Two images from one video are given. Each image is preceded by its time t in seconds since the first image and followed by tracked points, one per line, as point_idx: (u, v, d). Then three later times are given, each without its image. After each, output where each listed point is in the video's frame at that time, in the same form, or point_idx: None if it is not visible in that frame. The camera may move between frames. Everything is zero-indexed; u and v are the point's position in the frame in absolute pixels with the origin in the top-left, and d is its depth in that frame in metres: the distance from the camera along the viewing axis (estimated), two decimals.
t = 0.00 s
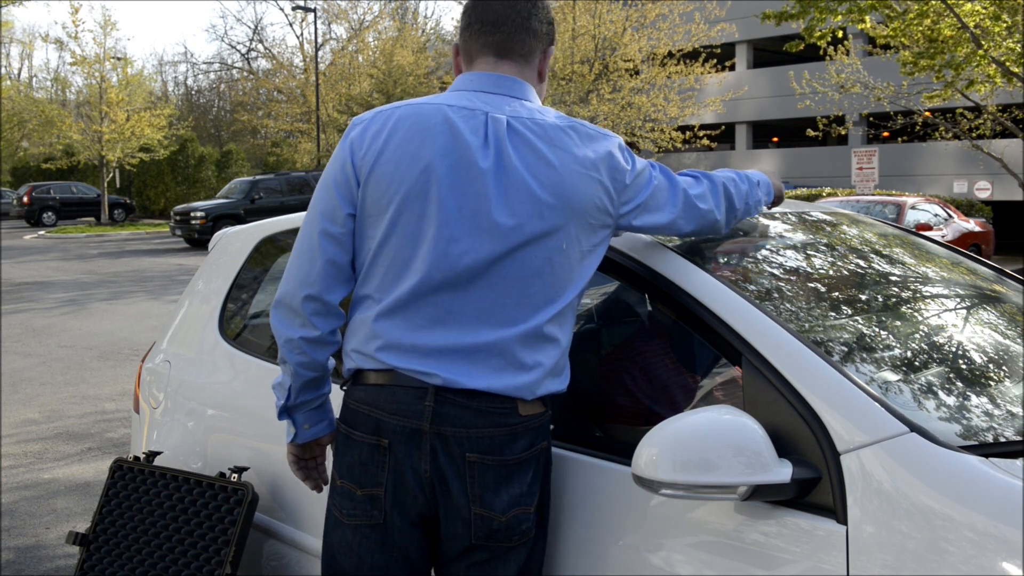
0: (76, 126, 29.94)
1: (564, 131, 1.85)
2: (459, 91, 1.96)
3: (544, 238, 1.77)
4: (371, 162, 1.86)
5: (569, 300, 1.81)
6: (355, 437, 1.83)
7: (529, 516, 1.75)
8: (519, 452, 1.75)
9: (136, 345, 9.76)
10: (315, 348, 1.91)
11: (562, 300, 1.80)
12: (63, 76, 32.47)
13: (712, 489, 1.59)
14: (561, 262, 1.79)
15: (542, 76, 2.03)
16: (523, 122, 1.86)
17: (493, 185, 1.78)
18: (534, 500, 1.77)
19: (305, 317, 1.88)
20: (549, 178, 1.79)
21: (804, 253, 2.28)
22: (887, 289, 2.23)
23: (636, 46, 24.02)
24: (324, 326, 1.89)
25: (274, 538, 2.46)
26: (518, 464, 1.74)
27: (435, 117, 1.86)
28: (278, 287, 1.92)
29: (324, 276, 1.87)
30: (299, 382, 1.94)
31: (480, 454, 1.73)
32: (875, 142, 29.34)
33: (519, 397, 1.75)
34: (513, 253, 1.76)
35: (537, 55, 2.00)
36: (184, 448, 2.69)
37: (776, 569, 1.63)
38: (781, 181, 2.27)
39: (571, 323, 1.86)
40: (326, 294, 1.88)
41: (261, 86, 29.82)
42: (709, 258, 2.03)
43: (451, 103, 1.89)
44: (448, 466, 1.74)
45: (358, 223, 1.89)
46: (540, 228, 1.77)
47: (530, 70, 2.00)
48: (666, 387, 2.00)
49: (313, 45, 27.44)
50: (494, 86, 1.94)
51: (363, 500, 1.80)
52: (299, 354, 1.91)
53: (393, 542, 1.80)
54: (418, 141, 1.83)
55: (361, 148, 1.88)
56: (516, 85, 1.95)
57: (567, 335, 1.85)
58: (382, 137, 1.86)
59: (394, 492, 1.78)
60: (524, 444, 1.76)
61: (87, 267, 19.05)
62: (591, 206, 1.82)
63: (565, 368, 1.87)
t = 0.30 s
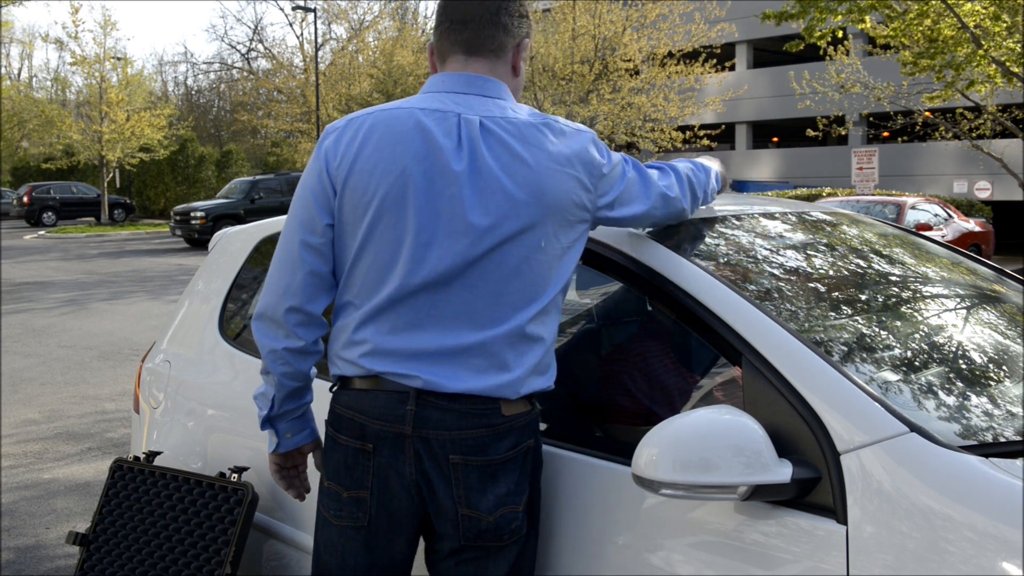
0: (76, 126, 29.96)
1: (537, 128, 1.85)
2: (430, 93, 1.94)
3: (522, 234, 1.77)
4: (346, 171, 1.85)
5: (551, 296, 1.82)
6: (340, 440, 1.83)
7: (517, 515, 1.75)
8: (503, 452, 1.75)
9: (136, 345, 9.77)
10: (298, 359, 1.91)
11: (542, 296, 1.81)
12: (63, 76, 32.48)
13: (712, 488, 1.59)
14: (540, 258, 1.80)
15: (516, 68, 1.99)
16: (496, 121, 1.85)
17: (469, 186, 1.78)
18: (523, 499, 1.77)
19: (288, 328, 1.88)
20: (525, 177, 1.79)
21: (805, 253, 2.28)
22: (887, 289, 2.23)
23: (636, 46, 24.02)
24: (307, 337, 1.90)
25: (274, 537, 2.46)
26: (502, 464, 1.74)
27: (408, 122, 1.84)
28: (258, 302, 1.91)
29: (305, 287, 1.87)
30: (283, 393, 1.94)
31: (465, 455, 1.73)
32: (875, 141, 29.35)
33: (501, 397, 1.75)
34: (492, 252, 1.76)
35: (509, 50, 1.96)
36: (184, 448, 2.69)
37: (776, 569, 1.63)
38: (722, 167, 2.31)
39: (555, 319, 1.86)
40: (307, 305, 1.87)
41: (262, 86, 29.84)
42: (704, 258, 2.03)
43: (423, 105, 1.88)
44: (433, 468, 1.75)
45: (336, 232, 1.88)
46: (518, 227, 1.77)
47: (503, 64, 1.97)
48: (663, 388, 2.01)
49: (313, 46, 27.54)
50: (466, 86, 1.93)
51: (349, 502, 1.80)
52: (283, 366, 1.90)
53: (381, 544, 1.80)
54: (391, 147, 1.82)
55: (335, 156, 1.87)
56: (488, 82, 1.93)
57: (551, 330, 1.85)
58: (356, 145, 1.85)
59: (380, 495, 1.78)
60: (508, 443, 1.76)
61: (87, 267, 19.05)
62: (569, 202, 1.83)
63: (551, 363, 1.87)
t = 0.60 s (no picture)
0: (76, 126, 29.97)
1: (477, 133, 1.83)
2: (372, 100, 1.93)
3: (463, 240, 1.76)
4: (289, 184, 1.85)
5: (499, 299, 1.81)
6: (303, 446, 1.85)
7: (480, 510, 1.73)
8: (461, 448, 1.74)
9: (135, 345, 9.76)
10: (255, 369, 1.90)
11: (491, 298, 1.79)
12: (63, 76, 32.49)
13: (711, 489, 1.59)
14: (484, 262, 1.78)
15: (463, 67, 1.96)
16: (436, 127, 1.84)
17: (408, 195, 1.77)
18: (487, 495, 1.75)
19: (243, 340, 1.88)
20: (465, 182, 1.78)
21: (804, 253, 2.28)
22: (888, 289, 2.23)
23: (636, 46, 24.02)
24: (264, 348, 1.89)
25: (272, 538, 2.46)
26: (459, 461, 1.74)
27: (348, 132, 1.84)
28: (214, 315, 1.91)
29: (258, 299, 1.87)
30: (244, 403, 1.94)
31: (421, 455, 1.73)
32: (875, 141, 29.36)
33: (455, 397, 1.75)
34: (434, 258, 1.75)
35: (453, 51, 1.93)
36: (184, 449, 2.69)
37: (775, 569, 1.63)
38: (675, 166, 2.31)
39: (509, 321, 1.85)
40: (261, 317, 1.87)
41: (262, 86, 29.87)
42: (704, 257, 2.03)
43: (363, 114, 1.88)
44: (391, 470, 1.75)
45: (285, 245, 1.88)
46: (459, 232, 1.75)
47: (448, 66, 1.94)
48: (657, 391, 2.00)
49: (314, 47, 27.62)
50: (409, 92, 1.91)
51: (313, 505, 1.82)
52: (241, 375, 1.90)
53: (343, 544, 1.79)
54: (332, 158, 1.82)
55: (279, 171, 1.88)
56: (430, 86, 1.91)
57: (506, 330, 1.85)
58: (297, 158, 1.85)
59: (340, 498, 1.79)
60: (465, 441, 1.75)
61: (87, 267, 19.05)
62: (512, 205, 1.82)
63: (510, 362, 1.86)
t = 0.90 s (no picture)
0: (76, 126, 29.99)
1: (389, 136, 1.82)
2: (294, 108, 1.95)
3: (375, 246, 1.76)
4: (210, 197, 1.90)
5: (422, 300, 1.80)
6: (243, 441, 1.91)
7: (410, 512, 1.73)
8: (392, 451, 1.75)
9: (135, 345, 9.77)
10: (192, 373, 1.97)
11: (408, 301, 1.78)
12: (63, 76, 32.49)
13: (711, 488, 1.59)
14: (402, 265, 1.77)
15: (384, 69, 1.98)
16: (347, 133, 1.84)
17: (320, 206, 1.79)
18: (418, 496, 1.75)
19: (179, 347, 1.95)
20: (376, 188, 1.78)
21: (804, 253, 2.28)
22: (888, 289, 2.23)
23: (636, 46, 24.02)
24: (200, 354, 1.96)
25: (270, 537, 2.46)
26: (389, 462, 1.74)
27: (263, 145, 1.87)
28: (155, 322, 2.00)
29: (190, 307, 1.95)
30: (183, 405, 2.02)
31: (350, 456, 1.75)
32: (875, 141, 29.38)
33: (382, 401, 1.75)
34: (346, 267, 1.76)
35: (373, 52, 1.96)
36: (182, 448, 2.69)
37: (775, 569, 1.63)
38: (640, 167, 2.31)
39: (440, 321, 1.85)
40: (194, 323, 1.95)
41: (263, 86, 29.89)
42: (703, 257, 2.03)
43: (279, 125, 1.90)
44: (322, 471, 1.78)
45: (212, 255, 1.93)
46: (369, 237, 1.76)
47: (368, 68, 1.97)
48: (656, 394, 1.99)
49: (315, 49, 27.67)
50: (328, 99, 1.93)
51: (255, 502, 1.87)
52: (179, 379, 1.98)
53: (289, 539, 1.86)
54: (247, 172, 1.85)
55: (200, 184, 1.93)
56: (348, 93, 1.93)
57: (434, 330, 1.84)
58: (217, 171, 1.90)
59: (273, 494, 1.85)
60: (397, 444, 1.76)
61: (87, 267, 19.04)
62: (427, 209, 1.80)
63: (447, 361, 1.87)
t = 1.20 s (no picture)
0: (76, 126, 30.02)
1: (330, 138, 1.81)
2: (239, 113, 1.96)
3: (314, 249, 1.76)
4: (156, 205, 1.92)
5: (367, 300, 1.78)
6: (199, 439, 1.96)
7: (360, 515, 1.74)
8: (340, 454, 1.75)
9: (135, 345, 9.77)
10: (148, 376, 2.02)
11: (351, 302, 1.77)
12: (63, 76, 32.53)
13: (711, 488, 1.59)
14: (344, 267, 1.76)
15: (327, 71, 1.99)
16: (286, 136, 1.84)
17: (260, 211, 1.80)
18: (368, 498, 1.76)
19: (134, 350, 2.00)
20: (315, 192, 1.77)
21: (804, 253, 2.28)
22: (887, 289, 2.23)
23: (636, 46, 24.02)
24: (154, 357, 2.01)
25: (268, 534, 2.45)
26: (339, 465, 1.75)
27: (205, 151, 1.88)
28: (110, 325, 2.04)
29: (143, 312, 1.99)
30: (138, 407, 2.06)
31: (301, 459, 1.76)
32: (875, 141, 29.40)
33: (330, 405, 1.76)
34: (287, 270, 1.77)
35: (316, 54, 1.97)
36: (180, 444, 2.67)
37: (777, 569, 1.63)
38: (607, 165, 2.30)
39: (391, 321, 1.84)
40: (148, 328, 1.99)
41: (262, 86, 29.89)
42: (704, 258, 2.03)
43: (222, 131, 1.91)
44: (273, 473, 1.80)
45: (162, 260, 1.97)
46: (308, 240, 1.76)
47: (312, 70, 1.97)
48: (653, 395, 1.98)
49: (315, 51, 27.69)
50: (269, 103, 1.93)
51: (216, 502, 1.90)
52: (133, 382, 2.02)
53: (251, 534, 1.88)
54: (190, 179, 1.87)
55: (148, 191, 1.96)
56: (289, 96, 1.93)
57: (384, 330, 1.82)
58: (162, 179, 1.92)
59: (225, 491, 1.88)
60: (346, 446, 1.76)
61: (87, 268, 19.03)
62: (369, 211, 1.79)
63: (401, 361, 1.87)
